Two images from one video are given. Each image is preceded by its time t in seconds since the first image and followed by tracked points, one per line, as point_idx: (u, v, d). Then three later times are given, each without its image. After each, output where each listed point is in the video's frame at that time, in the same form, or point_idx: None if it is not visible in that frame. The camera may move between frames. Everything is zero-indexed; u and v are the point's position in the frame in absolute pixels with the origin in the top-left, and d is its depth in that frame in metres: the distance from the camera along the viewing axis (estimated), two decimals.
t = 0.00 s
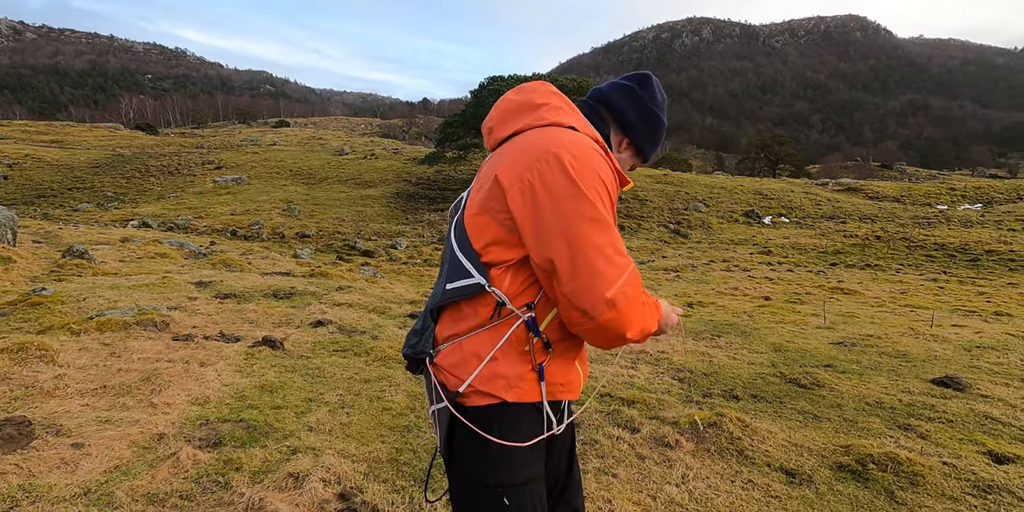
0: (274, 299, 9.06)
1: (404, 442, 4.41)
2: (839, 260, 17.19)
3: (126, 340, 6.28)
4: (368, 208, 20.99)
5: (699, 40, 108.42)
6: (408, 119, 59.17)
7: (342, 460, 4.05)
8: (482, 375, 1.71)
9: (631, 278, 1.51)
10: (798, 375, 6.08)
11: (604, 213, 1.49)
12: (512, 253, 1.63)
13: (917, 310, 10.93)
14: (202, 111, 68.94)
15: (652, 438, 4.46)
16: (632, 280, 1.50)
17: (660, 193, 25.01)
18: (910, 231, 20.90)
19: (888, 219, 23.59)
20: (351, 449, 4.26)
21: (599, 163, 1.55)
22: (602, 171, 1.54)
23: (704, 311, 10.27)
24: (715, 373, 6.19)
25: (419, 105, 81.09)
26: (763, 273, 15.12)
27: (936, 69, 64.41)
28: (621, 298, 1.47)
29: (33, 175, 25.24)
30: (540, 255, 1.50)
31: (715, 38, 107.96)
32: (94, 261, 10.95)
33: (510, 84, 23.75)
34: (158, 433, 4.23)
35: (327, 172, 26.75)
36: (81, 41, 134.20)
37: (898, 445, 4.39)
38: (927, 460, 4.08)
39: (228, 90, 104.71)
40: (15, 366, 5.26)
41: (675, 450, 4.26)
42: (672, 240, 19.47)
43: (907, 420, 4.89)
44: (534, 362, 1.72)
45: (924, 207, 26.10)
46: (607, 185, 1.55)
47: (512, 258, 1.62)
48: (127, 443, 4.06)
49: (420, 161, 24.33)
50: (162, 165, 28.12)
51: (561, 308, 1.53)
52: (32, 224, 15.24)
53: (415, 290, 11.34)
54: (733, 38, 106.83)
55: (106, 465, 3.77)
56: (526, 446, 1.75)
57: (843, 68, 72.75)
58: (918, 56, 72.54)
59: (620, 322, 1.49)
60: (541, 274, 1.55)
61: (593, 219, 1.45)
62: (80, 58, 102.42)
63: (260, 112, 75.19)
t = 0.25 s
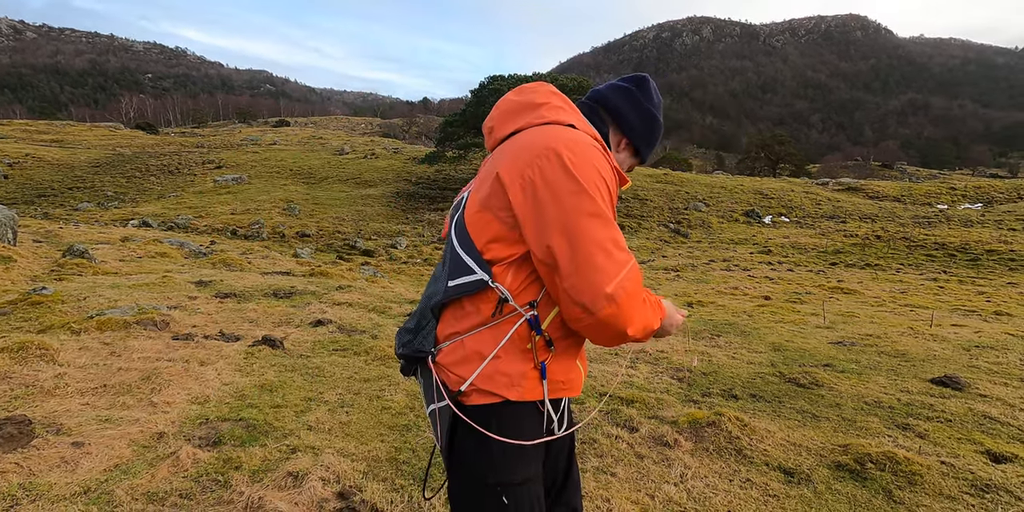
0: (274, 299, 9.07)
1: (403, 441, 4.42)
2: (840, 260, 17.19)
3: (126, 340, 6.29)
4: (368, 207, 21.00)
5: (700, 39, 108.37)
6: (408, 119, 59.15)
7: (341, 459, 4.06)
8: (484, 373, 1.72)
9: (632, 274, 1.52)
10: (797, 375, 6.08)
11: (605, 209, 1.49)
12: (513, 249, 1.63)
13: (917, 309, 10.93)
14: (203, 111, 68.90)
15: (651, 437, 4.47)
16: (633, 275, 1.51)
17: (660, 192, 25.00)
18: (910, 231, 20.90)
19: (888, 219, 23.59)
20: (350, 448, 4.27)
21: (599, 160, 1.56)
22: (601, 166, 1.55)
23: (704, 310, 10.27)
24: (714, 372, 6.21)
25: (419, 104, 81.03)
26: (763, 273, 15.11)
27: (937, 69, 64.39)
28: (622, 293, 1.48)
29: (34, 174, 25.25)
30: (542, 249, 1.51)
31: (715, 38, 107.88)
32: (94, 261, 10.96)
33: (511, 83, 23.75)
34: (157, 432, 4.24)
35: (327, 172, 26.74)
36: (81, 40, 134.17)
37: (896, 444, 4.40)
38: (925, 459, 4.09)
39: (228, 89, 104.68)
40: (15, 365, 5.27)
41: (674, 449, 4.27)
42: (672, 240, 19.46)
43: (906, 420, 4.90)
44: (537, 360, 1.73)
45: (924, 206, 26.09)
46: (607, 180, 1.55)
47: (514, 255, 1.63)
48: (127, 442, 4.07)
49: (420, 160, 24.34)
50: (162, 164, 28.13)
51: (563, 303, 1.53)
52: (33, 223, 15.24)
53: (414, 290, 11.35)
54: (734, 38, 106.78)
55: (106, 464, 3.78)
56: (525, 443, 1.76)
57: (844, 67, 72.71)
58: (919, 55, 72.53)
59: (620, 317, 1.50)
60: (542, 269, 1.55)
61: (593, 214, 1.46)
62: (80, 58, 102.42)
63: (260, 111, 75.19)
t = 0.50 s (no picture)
0: (273, 297, 9.08)
1: (402, 439, 4.43)
2: (839, 259, 17.20)
3: (126, 338, 6.30)
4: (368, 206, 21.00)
5: (700, 38, 108.34)
6: (407, 118, 59.10)
7: (340, 457, 4.07)
8: (484, 372, 1.73)
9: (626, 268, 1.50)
10: (795, 373, 6.09)
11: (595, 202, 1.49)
12: (508, 248, 1.64)
13: (916, 308, 10.95)
14: (202, 110, 68.84)
15: (649, 436, 4.48)
16: (625, 268, 1.49)
17: (660, 192, 25.00)
18: (910, 230, 20.90)
19: (888, 218, 23.62)
20: (350, 446, 4.28)
21: (590, 155, 1.56)
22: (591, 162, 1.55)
23: (703, 309, 10.28)
24: (713, 371, 6.21)
25: (419, 103, 80.96)
26: (763, 272, 15.11)
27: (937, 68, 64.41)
28: (613, 285, 1.46)
29: (33, 173, 25.23)
30: (534, 244, 1.51)
31: (716, 36, 107.82)
32: (93, 260, 10.96)
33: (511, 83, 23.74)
34: (157, 431, 4.24)
35: (327, 171, 26.73)
36: (80, 39, 134.03)
37: (893, 443, 4.41)
38: (923, 457, 4.10)
39: (228, 88, 104.60)
40: (14, 364, 5.27)
41: (672, 447, 4.28)
42: (672, 239, 19.48)
43: (904, 418, 4.91)
44: (537, 357, 1.74)
45: (924, 205, 26.09)
46: (597, 176, 1.55)
47: (509, 253, 1.63)
48: (126, 441, 4.08)
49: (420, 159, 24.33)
50: (162, 163, 28.11)
51: (554, 300, 1.52)
52: (32, 222, 15.24)
53: (414, 289, 11.36)
54: (734, 37, 106.76)
55: (106, 462, 3.79)
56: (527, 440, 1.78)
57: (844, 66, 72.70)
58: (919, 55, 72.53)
59: (613, 311, 1.47)
60: (533, 266, 1.55)
61: (582, 207, 1.46)
62: (80, 56, 102.34)
63: (260, 110, 75.18)
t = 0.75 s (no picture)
0: (272, 296, 9.08)
1: (401, 438, 4.43)
2: (838, 258, 17.22)
3: (124, 337, 6.30)
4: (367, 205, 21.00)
5: (699, 37, 108.35)
6: (407, 116, 59.03)
7: (338, 456, 4.07)
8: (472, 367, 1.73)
9: (541, 262, 1.39)
10: (793, 372, 6.11)
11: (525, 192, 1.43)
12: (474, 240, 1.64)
13: (915, 307, 10.96)
14: (201, 108, 68.77)
15: (646, 434, 4.48)
16: (539, 264, 1.38)
17: (659, 191, 25.01)
18: (909, 229, 20.93)
19: (887, 217, 23.64)
20: (348, 444, 4.28)
21: (538, 144, 1.50)
22: (534, 150, 1.49)
23: (702, 308, 10.30)
24: (711, 370, 6.22)
25: (419, 102, 80.92)
26: (762, 271, 15.13)
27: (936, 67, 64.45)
28: (518, 277, 1.36)
29: (32, 172, 25.19)
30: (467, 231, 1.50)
31: (715, 35, 107.85)
32: (92, 258, 10.97)
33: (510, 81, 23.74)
34: (155, 430, 4.24)
35: (326, 170, 26.72)
36: (79, 37, 133.79)
37: (890, 441, 4.42)
38: (920, 455, 4.11)
39: (227, 87, 104.48)
40: (13, 363, 5.28)
41: (670, 446, 4.29)
42: (671, 237, 19.50)
43: (901, 417, 4.92)
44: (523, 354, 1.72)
45: (923, 204, 26.12)
46: (542, 167, 1.49)
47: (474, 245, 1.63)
48: (124, 439, 4.08)
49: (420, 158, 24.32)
50: (161, 162, 28.08)
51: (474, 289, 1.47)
52: (31, 221, 15.22)
53: (413, 288, 11.36)
54: (733, 36, 106.79)
55: (104, 460, 3.79)
56: (528, 434, 1.79)
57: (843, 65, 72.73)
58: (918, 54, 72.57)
59: (515, 303, 1.36)
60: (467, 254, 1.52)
61: (507, 196, 1.42)
62: (79, 55, 102.22)
63: (259, 109, 75.12)
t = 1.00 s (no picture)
0: (270, 295, 9.07)
1: (398, 438, 4.43)
2: (836, 257, 17.24)
3: (122, 337, 6.29)
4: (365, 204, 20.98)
5: (698, 36, 108.39)
6: (405, 116, 58.97)
7: (336, 455, 4.07)
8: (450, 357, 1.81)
9: (438, 252, 1.49)
10: (791, 371, 6.11)
11: (439, 186, 1.57)
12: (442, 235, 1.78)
13: (912, 307, 10.98)
14: (199, 108, 68.63)
15: (644, 433, 4.48)
16: (429, 255, 1.49)
17: (657, 190, 25.02)
18: (907, 228, 20.96)
19: (885, 216, 23.67)
20: (346, 444, 4.28)
21: (469, 145, 1.63)
22: (463, 149, 1.62)
23: (700, 307, 10.30)
24: (710, 369, 6.22)
25: (417, 101, 80.83)
26: (760, 270, 15.14)
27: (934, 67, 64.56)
28: (412, 264, 1.50)
29: (29, 171, 25.11)
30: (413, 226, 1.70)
31: (714, 35, 107.88)
32: (90, 258, 10.94)
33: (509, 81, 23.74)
34: (152, 429, 4.24)
35: (324, 169, 26.69)
36: (76, 36, 133.42)
37: (888, 440, 4.43)
38: (917, 454, 4.12)
39: (225, 86, 104.24)
40: (9, 363, 5.27)
41: (668, 445, 4.29)
42: (669, 237, 19.52)
43: (898, 416, 4.92)
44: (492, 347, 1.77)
45: (921, 204, 26.16)
46: (469, 164, 1.60)
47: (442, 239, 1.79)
48: (122, 439, 4.07)
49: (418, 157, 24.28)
50: (159, 161, 28.01)
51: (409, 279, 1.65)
52: (27, 220, 15.17)
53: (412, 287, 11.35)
54: (732, 35, 106.86)
55: (101, 460, 3.79)
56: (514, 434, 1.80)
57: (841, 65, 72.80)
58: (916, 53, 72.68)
59: (408, 288, 1.50)
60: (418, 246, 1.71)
61: (424, 195, 1.58)
62: (76, 54, 101.92)
63: (258, 108, 75.00)
